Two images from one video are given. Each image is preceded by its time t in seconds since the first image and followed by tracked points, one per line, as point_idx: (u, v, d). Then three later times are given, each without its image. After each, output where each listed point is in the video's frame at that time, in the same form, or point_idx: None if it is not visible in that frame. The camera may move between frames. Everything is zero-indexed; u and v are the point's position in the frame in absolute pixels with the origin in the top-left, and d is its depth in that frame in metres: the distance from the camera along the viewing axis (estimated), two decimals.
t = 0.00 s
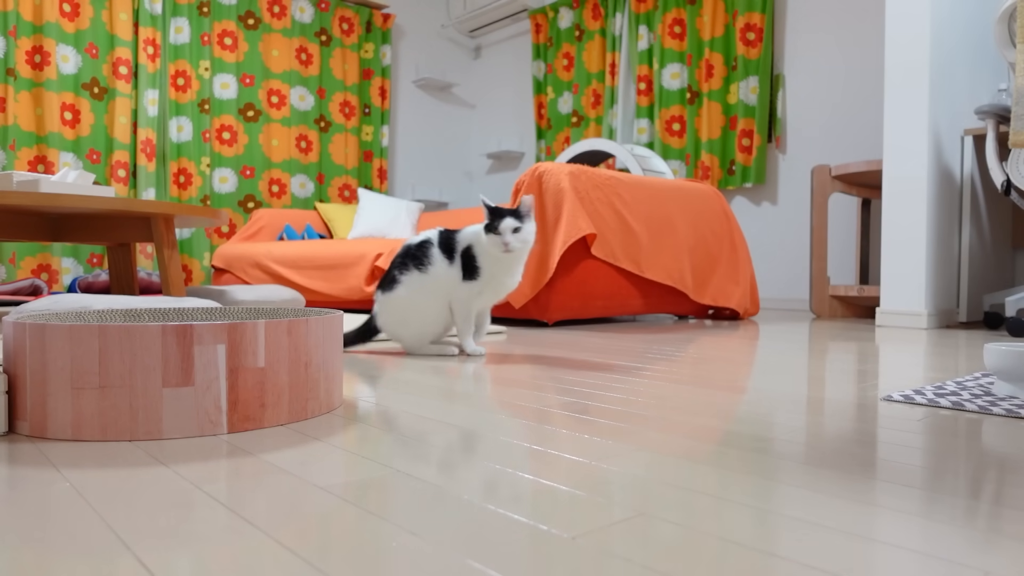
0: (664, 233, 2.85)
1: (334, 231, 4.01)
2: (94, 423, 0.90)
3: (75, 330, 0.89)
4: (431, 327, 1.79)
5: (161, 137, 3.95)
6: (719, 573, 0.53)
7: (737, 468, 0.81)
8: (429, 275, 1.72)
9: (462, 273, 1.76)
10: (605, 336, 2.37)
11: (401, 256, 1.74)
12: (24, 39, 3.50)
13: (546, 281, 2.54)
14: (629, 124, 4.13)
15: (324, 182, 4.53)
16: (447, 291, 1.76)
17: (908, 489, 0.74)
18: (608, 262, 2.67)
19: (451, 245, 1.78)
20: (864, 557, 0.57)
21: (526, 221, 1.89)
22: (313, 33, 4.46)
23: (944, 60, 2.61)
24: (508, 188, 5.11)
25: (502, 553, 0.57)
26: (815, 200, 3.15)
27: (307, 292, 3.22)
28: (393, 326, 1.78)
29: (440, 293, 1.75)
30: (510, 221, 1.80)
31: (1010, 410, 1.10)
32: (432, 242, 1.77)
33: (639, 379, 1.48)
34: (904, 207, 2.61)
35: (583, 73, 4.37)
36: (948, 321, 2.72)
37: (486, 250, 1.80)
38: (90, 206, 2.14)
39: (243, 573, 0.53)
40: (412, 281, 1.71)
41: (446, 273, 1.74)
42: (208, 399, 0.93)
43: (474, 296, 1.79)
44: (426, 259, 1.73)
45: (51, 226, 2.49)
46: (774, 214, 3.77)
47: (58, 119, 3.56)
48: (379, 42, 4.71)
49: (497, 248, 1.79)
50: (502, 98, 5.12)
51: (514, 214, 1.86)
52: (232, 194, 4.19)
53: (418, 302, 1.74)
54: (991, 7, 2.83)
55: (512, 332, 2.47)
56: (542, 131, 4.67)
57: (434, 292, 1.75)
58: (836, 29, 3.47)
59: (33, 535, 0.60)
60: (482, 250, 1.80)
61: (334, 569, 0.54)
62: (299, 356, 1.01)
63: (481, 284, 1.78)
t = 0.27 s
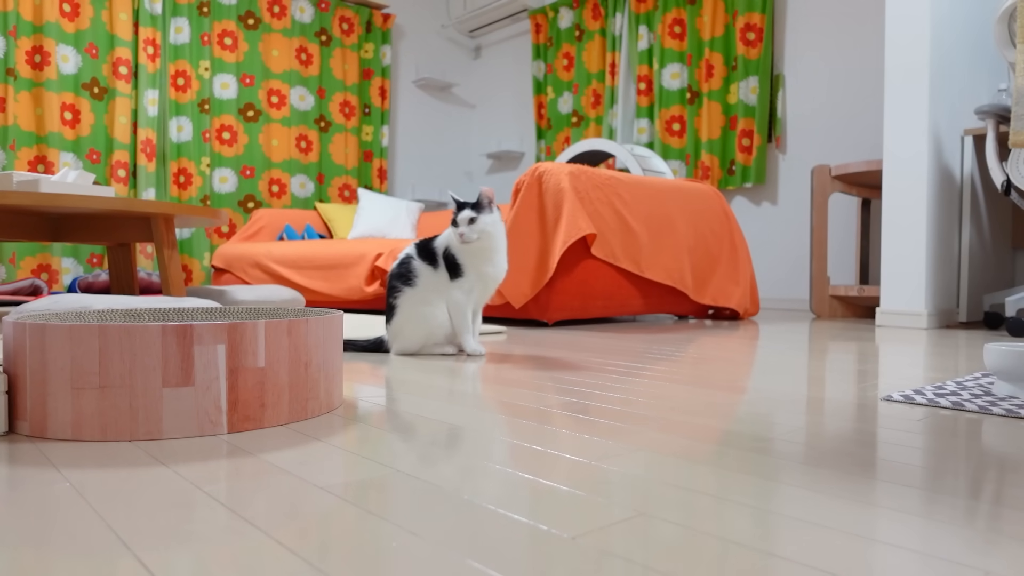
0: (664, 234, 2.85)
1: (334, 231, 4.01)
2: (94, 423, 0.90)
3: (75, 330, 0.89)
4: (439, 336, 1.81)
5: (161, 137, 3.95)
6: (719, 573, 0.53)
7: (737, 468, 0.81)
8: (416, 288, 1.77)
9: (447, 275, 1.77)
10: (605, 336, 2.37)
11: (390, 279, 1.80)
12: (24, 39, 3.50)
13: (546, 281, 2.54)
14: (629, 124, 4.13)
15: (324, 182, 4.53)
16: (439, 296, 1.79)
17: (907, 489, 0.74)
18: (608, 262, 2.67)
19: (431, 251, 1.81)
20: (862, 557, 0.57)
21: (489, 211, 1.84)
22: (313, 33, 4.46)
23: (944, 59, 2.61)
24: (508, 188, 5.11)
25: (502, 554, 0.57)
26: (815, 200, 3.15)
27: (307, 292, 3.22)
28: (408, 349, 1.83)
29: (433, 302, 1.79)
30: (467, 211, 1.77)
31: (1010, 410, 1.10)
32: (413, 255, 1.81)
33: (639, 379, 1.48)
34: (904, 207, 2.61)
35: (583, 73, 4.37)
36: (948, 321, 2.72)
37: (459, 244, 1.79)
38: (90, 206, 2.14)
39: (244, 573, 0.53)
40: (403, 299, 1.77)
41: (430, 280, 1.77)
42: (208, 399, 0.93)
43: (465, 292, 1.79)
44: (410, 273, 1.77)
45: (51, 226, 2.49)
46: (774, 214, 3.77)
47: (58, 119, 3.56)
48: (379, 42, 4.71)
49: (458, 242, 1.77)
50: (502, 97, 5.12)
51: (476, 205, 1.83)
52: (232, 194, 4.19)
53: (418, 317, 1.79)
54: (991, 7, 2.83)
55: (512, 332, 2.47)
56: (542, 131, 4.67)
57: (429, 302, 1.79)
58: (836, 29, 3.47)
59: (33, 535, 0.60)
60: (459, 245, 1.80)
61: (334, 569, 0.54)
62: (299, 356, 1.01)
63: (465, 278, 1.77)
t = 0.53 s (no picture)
0: (664, 234, 2.85)
1: (334, 231, 4.01)
2: (94, 423, 0.90)
3: (75, 330, 0.89)
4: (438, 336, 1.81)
5: (161, 137, 3.95)
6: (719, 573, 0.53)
7: (737, 468, 0.81)
8: (412, 289, 1.77)
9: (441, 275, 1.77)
10: (605, 336, 2.37)
11: (387, 280, 1.81)
12: (24, 39, 3.50)
13: (546, 281, 2.54)
14: (629, 124, 4.13)
15: (324, 182, 4.53)
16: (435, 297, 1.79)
17: (907, 489, 0.74)
18: (608, 262, 2.67)
19: (426, 251, 1.81)
20: (862, 557, 0.57)
21: (481, 211, 1.85)
22: (313, 33, 4.46)
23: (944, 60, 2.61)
24: (508, 188, 5.11)
25: (502, 554, 0.57)
26: (816, 200, 3.16)
27: (307, 292, 3.22)
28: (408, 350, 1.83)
29: (430, 302, 1.79)
30: (456, 211, 1.78)
31: (1010, 410, 1.10)
32: (408, 255, 1.81)
33: (639, 379, 1.48)
34: (904, 208, 2.61)
35: (583, 73, 4.37)
36: (948, 321, 2.72)
37: (453, 243, 1.78)
38: (90, 206, 2.14)
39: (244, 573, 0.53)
40: (400, 300, 1.78)
41: (425, 281, 1.77)
42: (208, 399, 0.93)
43: (461, 291, 1.78)
44: (406, 274, 1.77)
45: (51, 226, 2.49)
46: (774, 214, 3.77)
47: (58, 119, 3.56)
48: (379, 42, 4.71)
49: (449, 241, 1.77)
50: (502, 97, 5.12)
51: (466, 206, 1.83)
52: (232, 194, 4.19)
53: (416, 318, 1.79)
54: (991, 7, 2.82)
55: (512, 332, 2.47)
56: (542, 131, 4.67)
57: (427, 303, 1.79)
58: (836, 29, 3.47)
59: (33, 535, 0.60)
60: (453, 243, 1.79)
61: (333, 570, 0.54)
62: (299, 357, 1.01)
63: (460, 277, 1.77)
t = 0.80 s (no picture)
0: (664, 234, 2.85)
1: (334, 231, 4.01)
2: (94, 423, 0.90)
3: (75, 330, 0.89)
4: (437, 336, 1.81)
5: (161, 137, 3.95)
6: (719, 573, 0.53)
7: (737, 468, 0.81)
8: (412, 288, 1.77)
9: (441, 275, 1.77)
10: (605, 336, 2.37)
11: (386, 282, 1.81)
12: (24, 39, 3.50)
13: (546, 281, 2.54)
14: (629, 124, 4.13)
15: (324, 182, 4.53)
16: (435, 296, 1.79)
17: (908, 489, 0.74)
18: (608, 262, 2.67)
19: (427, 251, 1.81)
20: (862, 557, 0.57)
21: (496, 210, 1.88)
22: (313, 33, 4.46)
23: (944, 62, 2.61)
24: (508, 188, 5.11)
25: (502, 554, 0.57)
26: (816, 200, 3.15)
27: (307, 292, 3.22)
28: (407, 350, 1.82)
29: (430, 302, 1.79)
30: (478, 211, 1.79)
31: (1010, 410, 1.10)
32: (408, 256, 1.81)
33: (638, 379, 1.48)
34: (904, 208, 2.61)
35: (583, 73, 4.37)
36: (948, 321, 2.71)
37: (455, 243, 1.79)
38: (90, 207, 2.14)
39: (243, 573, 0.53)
40: (400, 300, 1.78)
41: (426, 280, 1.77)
42: (208, 400, 0.93)
43: (461, 291, 1.79)
44: (406, 274, 1.78)
45: (51, 226, 2.49)
46: (774, 214, 3.77)
47: (58, 119, 3.56)
48: (379, 42, 4.71)
49: (468, 240, 1.77)
50: (502, 97, 5.12)
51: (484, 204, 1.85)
52: (232, 194, 4.19)
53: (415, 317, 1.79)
54: (991, 7, 2.82)
55: (512, 332, 2.47)
56: (542, 131, 4.67)
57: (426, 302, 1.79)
58: (836, 29, 3.47)
59: (33, 535, 0.60)
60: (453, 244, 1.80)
61: (333, 570, 0.54)
62: (299, 357, 1.01)
63: (460, 277, 1.77)
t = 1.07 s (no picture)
0: (664, 234, 2.85)
1: (334, 231, 4.01)
2: (94, 423, 0.90)
3: (75, 330, 0.89)
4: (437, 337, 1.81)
5: (161, 137, 3.95)
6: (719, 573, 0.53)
7: (738, 467, 0.81)
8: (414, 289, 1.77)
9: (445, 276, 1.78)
10: (606, 336, 2.37)
11: (386, 289, 1.82)
12: (24, 39, 3.50)
13: (546, 281, 2.55)
14: (629, 124, 4.13)
15: (324, 182, 4.53)
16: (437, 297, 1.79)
17: (908, 489, 0.74)
18: (608, 262, 2.67)
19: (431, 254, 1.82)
20: (863, 557, 0.57)
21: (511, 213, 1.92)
22: (313, 33, 4.46)
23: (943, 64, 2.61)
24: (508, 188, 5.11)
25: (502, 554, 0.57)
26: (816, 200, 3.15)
27: (307, 292, 3.22)
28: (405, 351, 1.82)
29: (432, 303, 1.80)
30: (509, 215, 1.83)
31: (1010, 410, 1.10)
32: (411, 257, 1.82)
33: (638, 379, 1.48)
34: (904, 208, 2.61)
35: (583, 73, 4.37)
36: (948, 321, 2.71)
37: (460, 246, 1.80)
38: (90, 207, 2.15)
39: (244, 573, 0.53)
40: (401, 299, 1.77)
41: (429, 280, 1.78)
42: (208, 400, 0.93)
43: (463, 293, 1.79)
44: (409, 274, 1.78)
45: (51, 226, 2.49)
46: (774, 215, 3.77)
47: (58, 119, 3.56)
48: (379, 42, 4.71)
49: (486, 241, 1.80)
50: (502, 97, 5.12)
51: (506, 207, 1.86)
52: (232, 194, 4.19)
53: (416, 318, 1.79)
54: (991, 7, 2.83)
55: (512, 332, 2.47)
56: (542, 131, 4.67)
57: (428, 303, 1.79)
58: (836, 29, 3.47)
59: (33, 535, 0.60)
60: (454, 249, 1.80)
61: (334, 570, 0.53)
62: (299, 357, 1.01)
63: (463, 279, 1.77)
